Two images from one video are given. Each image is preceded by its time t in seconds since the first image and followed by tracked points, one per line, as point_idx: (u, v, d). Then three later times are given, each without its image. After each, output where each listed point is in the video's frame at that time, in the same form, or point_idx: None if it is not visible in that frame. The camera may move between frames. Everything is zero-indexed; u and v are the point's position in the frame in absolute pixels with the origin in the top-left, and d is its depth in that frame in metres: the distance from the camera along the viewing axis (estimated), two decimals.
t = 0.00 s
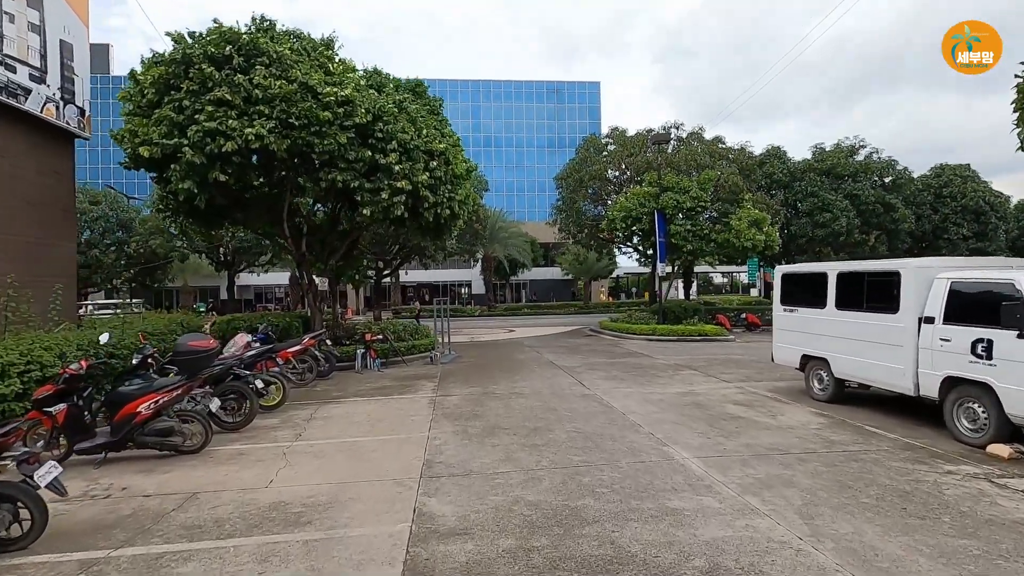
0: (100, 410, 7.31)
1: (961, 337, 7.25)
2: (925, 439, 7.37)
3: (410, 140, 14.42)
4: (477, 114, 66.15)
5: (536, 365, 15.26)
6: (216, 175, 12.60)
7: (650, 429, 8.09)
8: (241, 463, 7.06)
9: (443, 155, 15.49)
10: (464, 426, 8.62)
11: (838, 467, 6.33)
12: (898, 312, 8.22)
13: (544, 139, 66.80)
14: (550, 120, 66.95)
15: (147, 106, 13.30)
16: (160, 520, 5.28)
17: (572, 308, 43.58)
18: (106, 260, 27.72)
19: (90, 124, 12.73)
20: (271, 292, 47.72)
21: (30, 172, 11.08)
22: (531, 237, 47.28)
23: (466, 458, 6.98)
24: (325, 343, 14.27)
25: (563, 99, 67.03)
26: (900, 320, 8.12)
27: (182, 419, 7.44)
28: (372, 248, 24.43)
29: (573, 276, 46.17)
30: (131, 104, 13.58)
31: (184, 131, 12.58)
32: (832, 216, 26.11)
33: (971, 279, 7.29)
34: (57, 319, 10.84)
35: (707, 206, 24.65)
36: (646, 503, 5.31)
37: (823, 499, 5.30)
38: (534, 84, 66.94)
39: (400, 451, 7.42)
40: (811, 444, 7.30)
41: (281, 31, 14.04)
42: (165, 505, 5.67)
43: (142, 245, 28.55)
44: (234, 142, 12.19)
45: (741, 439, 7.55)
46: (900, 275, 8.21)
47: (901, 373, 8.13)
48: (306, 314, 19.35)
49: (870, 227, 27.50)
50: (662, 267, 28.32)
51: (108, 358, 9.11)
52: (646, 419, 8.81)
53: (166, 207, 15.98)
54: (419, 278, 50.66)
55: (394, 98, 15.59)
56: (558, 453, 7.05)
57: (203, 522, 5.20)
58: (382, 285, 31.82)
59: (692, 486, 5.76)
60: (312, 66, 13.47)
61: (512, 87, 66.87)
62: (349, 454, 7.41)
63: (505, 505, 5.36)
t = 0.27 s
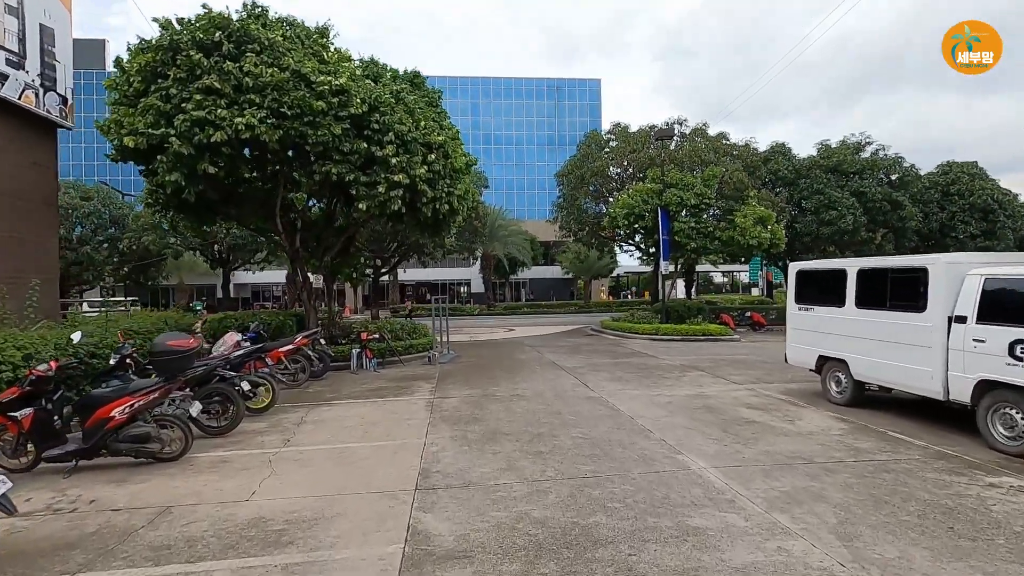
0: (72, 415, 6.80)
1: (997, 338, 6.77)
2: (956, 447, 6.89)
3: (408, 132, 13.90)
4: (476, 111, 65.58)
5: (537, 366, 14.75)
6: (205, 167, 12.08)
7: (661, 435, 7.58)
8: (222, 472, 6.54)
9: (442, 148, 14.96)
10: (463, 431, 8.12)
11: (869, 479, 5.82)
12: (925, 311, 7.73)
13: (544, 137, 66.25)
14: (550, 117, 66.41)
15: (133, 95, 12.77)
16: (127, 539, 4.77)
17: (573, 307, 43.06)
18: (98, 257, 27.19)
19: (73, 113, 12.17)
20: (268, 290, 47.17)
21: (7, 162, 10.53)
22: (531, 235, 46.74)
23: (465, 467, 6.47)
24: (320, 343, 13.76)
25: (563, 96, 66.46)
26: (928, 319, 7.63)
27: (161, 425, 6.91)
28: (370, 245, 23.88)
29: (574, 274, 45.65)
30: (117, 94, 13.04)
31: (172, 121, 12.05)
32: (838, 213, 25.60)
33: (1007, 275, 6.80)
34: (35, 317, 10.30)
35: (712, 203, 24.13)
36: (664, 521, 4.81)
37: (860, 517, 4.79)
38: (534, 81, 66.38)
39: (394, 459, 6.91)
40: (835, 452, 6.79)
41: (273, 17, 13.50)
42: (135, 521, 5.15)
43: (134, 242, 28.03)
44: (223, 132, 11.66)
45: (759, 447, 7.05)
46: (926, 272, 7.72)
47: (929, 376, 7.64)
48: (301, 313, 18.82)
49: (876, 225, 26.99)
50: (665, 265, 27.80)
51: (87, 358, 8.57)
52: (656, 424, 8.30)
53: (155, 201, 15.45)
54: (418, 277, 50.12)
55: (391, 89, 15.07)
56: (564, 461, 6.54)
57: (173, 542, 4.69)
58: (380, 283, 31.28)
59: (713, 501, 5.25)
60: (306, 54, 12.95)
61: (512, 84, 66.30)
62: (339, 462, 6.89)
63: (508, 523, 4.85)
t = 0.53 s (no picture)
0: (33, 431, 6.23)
1: None
2: (991, 460, 6.40)
3: (402, 127, 13.37)
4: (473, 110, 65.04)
5: (537, 369, 14.24)
6: (188, 163, 11.53)
7: (672, 448, 7.07)
8: (197, 492, 6.00)
9: (438, 143, 14.42)
10: (459, 443, 7.59)
11: (904, 499, 5.31)
12: (954, 313, 7.24)
13: (541, 136, 65.77)
14: (548, 116, 65.94)
15: (114, 88, 12.20)
16: None
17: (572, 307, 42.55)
18: (86, 257, 26.62)
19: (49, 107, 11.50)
20: (263, 291, 46.55)
21: None
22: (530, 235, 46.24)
23: (462, 485, 5.95)
24: (311, 346, 13.23)
25: (561, 94, 65.98)
26: (957, 322, 7.14)
27: (131, 442, 6.34)
28: (364, 244, 23.32)
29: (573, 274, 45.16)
30: (97, 87, 12.47)
31: (153, 114, 11.49)
32: (842, 211, 25.14)
33: None
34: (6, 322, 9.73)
35: (714, 201, 23.65)
36: (684, 552, 4.29)
37: (904, 547, 4.28)
38: (532, 79, 65.90)
39: (385, 476, 6.39)
40: (862, 467, 6.28)
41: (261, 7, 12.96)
42: (92, 552, 4.61)
43: (123, 242, 27.45)
44: (207, 126, 11.11)
45: (779, 460, 6.53)
46: (956, 272, 7.23)
47: (958, 384, 7.15)
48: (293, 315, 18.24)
49: (880, 223, 26.56)
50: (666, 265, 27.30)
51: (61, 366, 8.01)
52: (665, 434, 7.79)
53: (140, 199, 14.87)
54: (415, 277, 49.58)
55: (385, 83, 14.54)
56: (569, 478, 6.03)
57: None
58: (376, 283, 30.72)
59: (737, 526, 4.73)
60: (295, 45, 12.41)
61: (509, 83, 65.79)
62: (326, 479, 6.37)
63: (509, 554, 4.33)
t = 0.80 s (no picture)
0: None
1: None
2: None
3: (395, 119, 12.84)
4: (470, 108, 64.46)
5: (536, 370, 13.73)
6: (170, 155, 10.97)
7: (684, 457, 6.56)
8: (165, 510, 5.47)
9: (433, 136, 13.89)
10: (454, 452, 7.07)
11: (944, 517, 4.81)
12: (986, 311, 6.76)
13: (539, 133, 65.26)
14: (545, 113, 65.42)
15: (92, 78, 11.64)
16: None
17: (571, 306, 42.06)
18: (73, 257, 26.10)
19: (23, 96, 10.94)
20: (258, 291, 45.98)
21: None
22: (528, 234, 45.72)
23: (456, 501, 5.43)
24: (301, 347, 12.68)
25: (558, 92, 65.46)
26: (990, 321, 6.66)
27: (95, 454, 5.78)
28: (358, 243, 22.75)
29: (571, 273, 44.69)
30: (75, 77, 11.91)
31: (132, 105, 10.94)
32: (845, 208, 24.68)
33: None
34: None
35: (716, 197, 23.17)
36: None
37: None
38: (529, 77, 65.37)
39: (373, 490, 5.86)
40: (891, 478, 5.78)
41: None
42: None
43: (112, 241, 26.86)
44: (188, 117, 10.57)
45: (801, 471, 6.02)
46: (987, 267, 6.75)
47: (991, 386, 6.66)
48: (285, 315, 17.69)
49: (884, 220, 26.13)
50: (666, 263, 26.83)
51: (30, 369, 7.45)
52: (675, 441, 7.28)
53: (123, 196, 14.30)
54: (412, 276, 49.04)
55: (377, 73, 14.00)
56: (574, 493, 5.51)
57: None
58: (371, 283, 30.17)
59: (764, 550, 4.23)
60: (282, 32, 11.87)
61: (506, 80, 65.24)
62: (308, 494, 5.84)
63: None
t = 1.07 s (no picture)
0: None
1: None
2: None
3: (390, 111, 12.32)
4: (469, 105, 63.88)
5: (538, 373, 13.24)
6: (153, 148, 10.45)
7: (699, 470, 6.07)
8: (131, 532, 4.96)
9: (430, 129, 13.36)
10: (451, 464, 6.57)
11: (995, 543, 4.32)
12: None
13: (539, 131, 64.73)
14: (545, 111, 64.89)
15: (73, 69, 11.12)
16: None
17: (571, 306, 41.59)
18: (63, 255, 25.68)
19: None
20: (255, 290, 45.51)
21: None
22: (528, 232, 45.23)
23: (452, 522, 4.93)
24: (293, 349, 12.15)
25: (558, 89, 64.89)
26: None
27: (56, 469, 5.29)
28: (354, 241, 22.24)
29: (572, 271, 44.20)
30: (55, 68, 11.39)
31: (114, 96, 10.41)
32: (851, 206, 24.20)
33: None
34: None
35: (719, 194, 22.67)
36: None
37: None
38: (529, 74, 64.80)
39: (361, 508, 5.35)
40: (928, 495, 5.28)
41: None
42: None
43: (103, 239, 26.37)
44: (172, 108, 10.05)
45: (828, 487, 5.53)
46: None
47: None
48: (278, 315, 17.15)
49: (891, 218, 25.65)
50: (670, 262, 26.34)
51: None
52: (688, 452, 6.78)
53: (109, 192, 13.78)
54: (411, 275, 48.53)
55: (372, 64, 13.48)
56: (581, 513, 5.01)
57: None
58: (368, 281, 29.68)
59: None
60: (272, 21, 11.37)
61: (506, 78, 64.66)
62: (290, 513, 5.33)
63: None
